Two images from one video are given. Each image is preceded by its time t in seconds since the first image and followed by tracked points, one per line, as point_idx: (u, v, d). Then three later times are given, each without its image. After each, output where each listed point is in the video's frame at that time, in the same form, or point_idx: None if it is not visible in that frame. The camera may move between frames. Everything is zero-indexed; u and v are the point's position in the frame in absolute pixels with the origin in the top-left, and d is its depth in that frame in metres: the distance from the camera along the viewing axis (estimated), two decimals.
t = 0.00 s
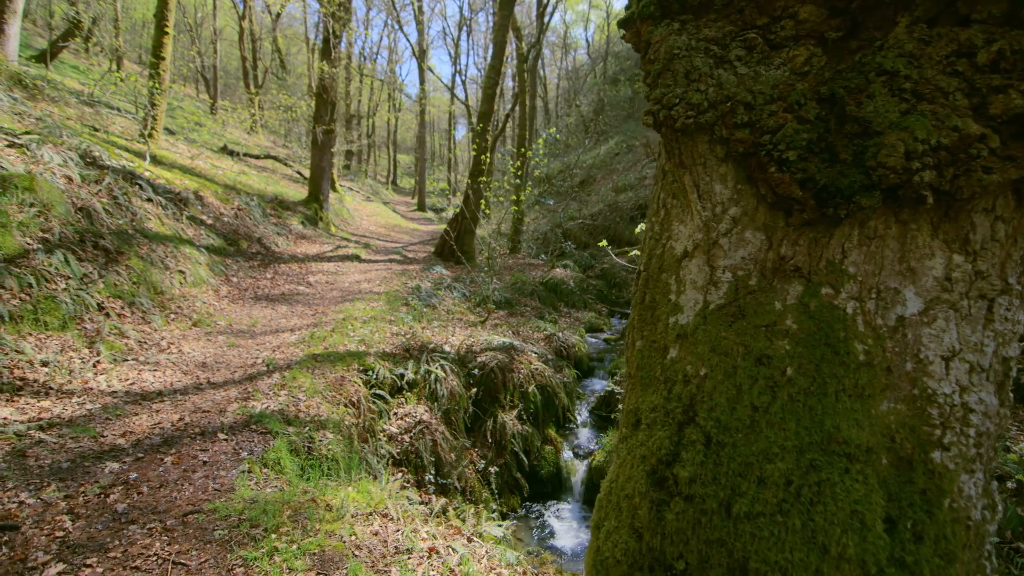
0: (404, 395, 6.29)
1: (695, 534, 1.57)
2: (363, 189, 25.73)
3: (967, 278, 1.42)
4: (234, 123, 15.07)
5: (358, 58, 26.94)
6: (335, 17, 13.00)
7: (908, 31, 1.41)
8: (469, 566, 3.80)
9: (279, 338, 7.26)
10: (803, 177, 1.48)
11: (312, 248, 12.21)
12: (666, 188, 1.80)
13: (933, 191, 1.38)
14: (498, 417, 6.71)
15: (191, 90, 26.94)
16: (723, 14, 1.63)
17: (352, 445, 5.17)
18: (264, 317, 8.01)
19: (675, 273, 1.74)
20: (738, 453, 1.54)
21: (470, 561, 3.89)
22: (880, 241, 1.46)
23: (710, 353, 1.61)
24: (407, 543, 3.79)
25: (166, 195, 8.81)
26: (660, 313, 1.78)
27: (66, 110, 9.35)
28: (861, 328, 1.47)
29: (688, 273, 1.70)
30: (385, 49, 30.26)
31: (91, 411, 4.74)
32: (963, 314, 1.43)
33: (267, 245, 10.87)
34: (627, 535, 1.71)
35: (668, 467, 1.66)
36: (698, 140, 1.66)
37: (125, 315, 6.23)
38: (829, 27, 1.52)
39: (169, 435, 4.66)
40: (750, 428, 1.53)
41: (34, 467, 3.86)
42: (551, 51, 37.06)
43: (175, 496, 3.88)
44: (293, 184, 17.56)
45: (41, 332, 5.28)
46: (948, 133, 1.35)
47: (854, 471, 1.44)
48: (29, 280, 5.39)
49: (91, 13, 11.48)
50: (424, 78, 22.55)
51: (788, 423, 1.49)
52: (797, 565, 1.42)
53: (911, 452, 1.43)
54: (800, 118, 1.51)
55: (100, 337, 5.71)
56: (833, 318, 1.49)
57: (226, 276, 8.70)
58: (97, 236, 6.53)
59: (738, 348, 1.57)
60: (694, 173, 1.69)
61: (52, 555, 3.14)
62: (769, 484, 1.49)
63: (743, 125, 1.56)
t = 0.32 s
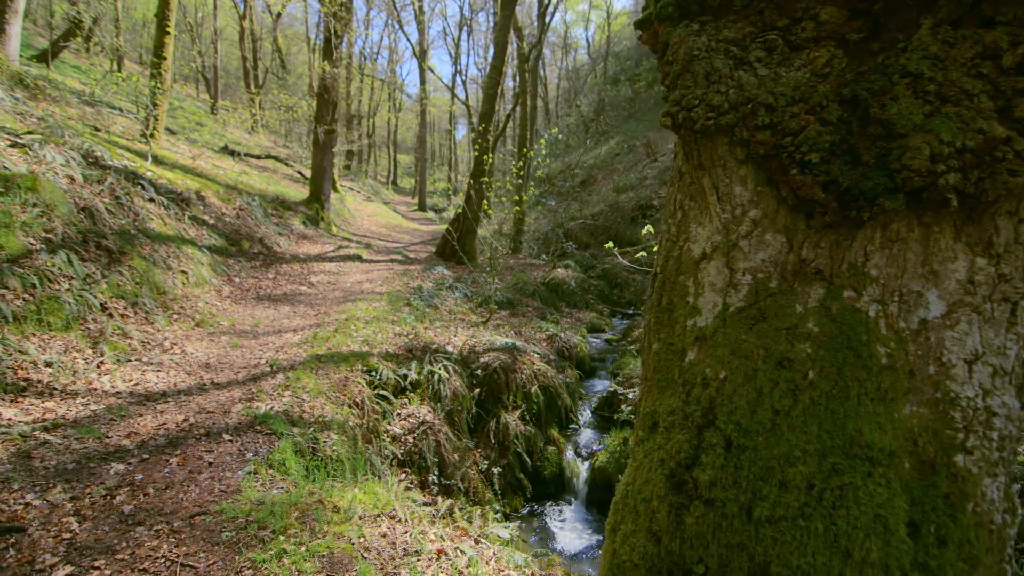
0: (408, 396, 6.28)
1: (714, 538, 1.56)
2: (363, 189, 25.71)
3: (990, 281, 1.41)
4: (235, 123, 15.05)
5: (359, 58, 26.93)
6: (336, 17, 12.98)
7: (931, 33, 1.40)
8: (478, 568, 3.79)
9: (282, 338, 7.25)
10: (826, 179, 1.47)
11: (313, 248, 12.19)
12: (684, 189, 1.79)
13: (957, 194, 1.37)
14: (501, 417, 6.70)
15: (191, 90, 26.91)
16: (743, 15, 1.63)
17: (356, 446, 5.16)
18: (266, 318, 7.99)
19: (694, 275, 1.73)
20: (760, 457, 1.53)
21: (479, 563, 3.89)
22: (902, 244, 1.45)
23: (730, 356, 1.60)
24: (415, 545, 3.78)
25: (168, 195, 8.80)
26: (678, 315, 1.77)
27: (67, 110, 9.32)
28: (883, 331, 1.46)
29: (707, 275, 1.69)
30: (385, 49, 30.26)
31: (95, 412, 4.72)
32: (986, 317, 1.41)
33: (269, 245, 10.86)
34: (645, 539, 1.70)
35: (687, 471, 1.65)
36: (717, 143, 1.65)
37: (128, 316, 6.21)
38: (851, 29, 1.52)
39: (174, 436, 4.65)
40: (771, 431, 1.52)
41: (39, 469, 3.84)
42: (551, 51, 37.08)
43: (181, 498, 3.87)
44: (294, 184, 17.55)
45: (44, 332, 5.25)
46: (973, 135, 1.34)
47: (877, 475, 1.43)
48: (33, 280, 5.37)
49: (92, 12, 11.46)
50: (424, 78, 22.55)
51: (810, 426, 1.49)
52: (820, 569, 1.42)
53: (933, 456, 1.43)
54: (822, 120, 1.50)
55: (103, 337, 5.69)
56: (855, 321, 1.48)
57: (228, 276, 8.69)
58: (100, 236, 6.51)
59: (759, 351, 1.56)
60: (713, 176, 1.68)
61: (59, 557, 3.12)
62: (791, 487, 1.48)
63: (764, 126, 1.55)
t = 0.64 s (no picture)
0: (411, 396, 6.27)
1: (734, 543, 1.55)
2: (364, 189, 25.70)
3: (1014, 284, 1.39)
4: (236, 123, 15.04)
5: (359, 58, 26.93)
6: (338, 17, 12.97)
7: (955, 35, 1.39)
8: (487, 570, 3.79)
9: (284, 338, 7.23)
10: (849, 181, 1.46)
11: (315, 248, 12.18)
12: (702, 191, 1.79)
13: (981, 196, 1.36)
14: (504, 418, 6.70)
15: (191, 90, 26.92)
16: (762, 16, 1.62)
17: (361, 447, 5.15)
18: (269, 318, 7.97)
19: (711, 277, 1.72)
20: (780, 460, 1.52)
21: (487, 565, 3.88)
22: (924, 247, 1.44)
23: (749, 359, 1.59)
24: (424, 547, 3.78)
25: (170, 195, 8.79)
26: (695, 317, 1.76)
27: (68, 109, 9.30)
28: (906, 334, 1.45)
29: (726, 277, 1.68)
30: (386, 48, 30.26)
31: (99, 413, 4.71)
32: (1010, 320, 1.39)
33: (271, 245, 10.85)
34: (663, 543, 1.70)
35: (706, 474, 1.64)
36: (737, 144, 1.64)
37: (131, 316, 6.20)
38: (871, 30, 1.51)
39: (179, 437, 4.64)
40: (792, 435, 1.52)
41: (44, 470, 3.83)
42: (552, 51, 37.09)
43: (188, 499, 3.86)
44: (295, 184, 17.53)
45: (48, 332, 5.24)
46: (998, 138, 1.33)
47: (899, 479, 1.42)
48: (36, 281, 5.35)
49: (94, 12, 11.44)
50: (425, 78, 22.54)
51: (832, 429, 1.48)
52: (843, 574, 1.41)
53: (957, 460, 1.40)
54: (844, 122, 1.49)
55: (106, 338, 5.68)
56: (877, 324, 1.47)
57: (230, 276, 8.68)
58: (103, 236, 6.50)
59: (779, 354, 1.55)
60: (733, 177, 1.67)
61: (67, 559, 3.11)
62: (813, 491, 1.47)
63: (784, 128, 1.55)
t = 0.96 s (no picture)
0: (415, 396, 6.26)
1: (755, 547, 1.54)
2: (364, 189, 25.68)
3: None
4: (238, 123, 15.02)
5: (360, 58, 26.95)
6: (339, 17, 12.98)
7: (979, 36, 1.37)
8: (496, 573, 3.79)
9: (287, 339, 7.22)
10: (871, 183, 1.45)
11: (316, 248, 12.16)
12: (719, 193, 1.79)
13: (1005, 198, 1.35)
14: (507, 418, 6.70)
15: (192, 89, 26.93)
16: (782, 17, 1.61)
17: (365, 447, 5.14)
18: (271, 318, 7.96)
19: (729, 279, 1.72)
20: (801, 463, 1.51)
21: (496, 567, 3.88)
22: (947, 249, 1.43)
23: (769, 362, 1.58)
24: (432, 549, 3.78)
25: (172, 195, 8.78)
26: (713, 320, 1.75)
27: (69, 109, 9.28)
28: (928, 336, 1.44)
29: (744, 279, 1.68)
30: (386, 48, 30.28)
31: (104, 414, 4.69)
32: None
33: (273, 245, 10.83)
34: (681, 546, 1.69)
35: (726, 478, 1.63)
36: (757, 145, 1.64)
37: (134, 317, 6.18)
38: (893, 31, 1.50)
39: (184, 438, 4.63)
40: (813, 438, 1.51)
41: (50, 471, 3.81)
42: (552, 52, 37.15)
43: (194, 501, 3.85)
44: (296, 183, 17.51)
45: (51, 333, 5.22)
46: None
47: (922, 482, 1.41)
48: (39, 281, 5.34)
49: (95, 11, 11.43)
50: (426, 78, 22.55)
51: (853, 432, 1.47)
52: None
53: (979, 464, 1.39)
54: (866, 123, 1.49)
55: (110, 338, 5.67)
56: (900, 327, 1.46)
57: (232, 276, 8.66)
58: (105, 236, 6.48)
59: (799, 356, 1.55)
60: (752, 179, 1.66)
61: (75, 561, 3.11)
62: (834, 494, 1.46)
63: (805, 130, 1.54)
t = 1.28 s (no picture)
0: (418, 397, 6.25)
1: (777, 551, 1.53)
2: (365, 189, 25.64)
3: None
4: (238, 123, 15.00)
5: (361, 58, 26.95)
6: (341, 17, 12.97)
7: (1005, 38, 1.36)
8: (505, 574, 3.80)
9: (290, 339, 7.19)
10: (895, 185, 1.45)
11: (318, 248, 12.14)
12: (737, 194, 1.78)
13: None
14: (510, 418, 6.69)
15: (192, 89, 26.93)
16: (802, 18, 1.61)
17: (370, 448, 5.12)
18: (274, 319, 7.94)
19: (748, 281, 1.71)
20: (823, 467, 1.51)
21: (505, 569, 3.89)
22: (970, 251, 1.42)
23: (790, 365, 1.58)
24: (441, 551, 3.78)
25: (174, 195, 8.76)
26: (731, 322, 1.75)
27: (71, 109, 9.26)
28: (951, 340, 1.43)
29: (763, 281, 1.67)
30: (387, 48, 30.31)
31: (108, 415, 4.68)
32: None
33: (275, 245, 10.82)
34: (700, 550, 1.68)
35: (746, 481, 1.62)
36: (777, 147, 1.64)
37: (137, 317, 6.17)
38: (914, 33, 1.48)
39: (189, 439, 4.61)
40: (834, 441, 1.50)
41: (56, 472, 3.80)
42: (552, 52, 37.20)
43: (201, 502, 3.83)
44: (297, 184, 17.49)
45: (55, 333, 5.20)
46: None
47: (945, 486, 1.40)
48: (43, 282, 5.32)
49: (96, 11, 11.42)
50: (427, 78, 22.56)
51: (876, 436, 1.46)
52: None
53: (1002, 467, 1.38)
54: (889, 125, 1.48)
55: (113, 339, 5.65)
56: (923, 330, 1.45)
57: (235, 276, 8.65)
58: (108, 236, 6.46)
59: (821, 359, 1.54)
60: (773, 180, 1.66)
61: (84, 563, 3.10)
62: (857, 498, 1.45)
63: (827, 132, 1.54)
